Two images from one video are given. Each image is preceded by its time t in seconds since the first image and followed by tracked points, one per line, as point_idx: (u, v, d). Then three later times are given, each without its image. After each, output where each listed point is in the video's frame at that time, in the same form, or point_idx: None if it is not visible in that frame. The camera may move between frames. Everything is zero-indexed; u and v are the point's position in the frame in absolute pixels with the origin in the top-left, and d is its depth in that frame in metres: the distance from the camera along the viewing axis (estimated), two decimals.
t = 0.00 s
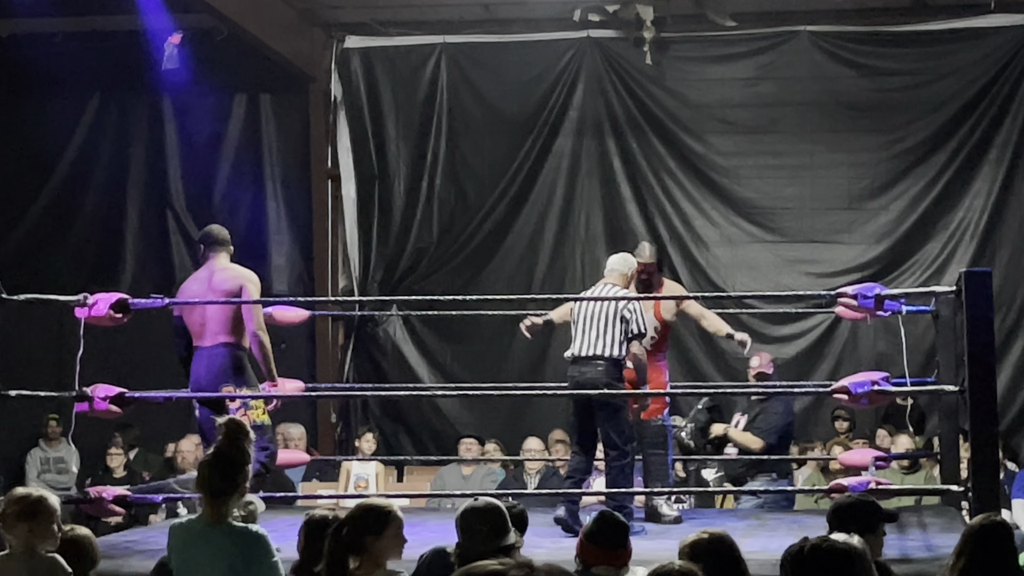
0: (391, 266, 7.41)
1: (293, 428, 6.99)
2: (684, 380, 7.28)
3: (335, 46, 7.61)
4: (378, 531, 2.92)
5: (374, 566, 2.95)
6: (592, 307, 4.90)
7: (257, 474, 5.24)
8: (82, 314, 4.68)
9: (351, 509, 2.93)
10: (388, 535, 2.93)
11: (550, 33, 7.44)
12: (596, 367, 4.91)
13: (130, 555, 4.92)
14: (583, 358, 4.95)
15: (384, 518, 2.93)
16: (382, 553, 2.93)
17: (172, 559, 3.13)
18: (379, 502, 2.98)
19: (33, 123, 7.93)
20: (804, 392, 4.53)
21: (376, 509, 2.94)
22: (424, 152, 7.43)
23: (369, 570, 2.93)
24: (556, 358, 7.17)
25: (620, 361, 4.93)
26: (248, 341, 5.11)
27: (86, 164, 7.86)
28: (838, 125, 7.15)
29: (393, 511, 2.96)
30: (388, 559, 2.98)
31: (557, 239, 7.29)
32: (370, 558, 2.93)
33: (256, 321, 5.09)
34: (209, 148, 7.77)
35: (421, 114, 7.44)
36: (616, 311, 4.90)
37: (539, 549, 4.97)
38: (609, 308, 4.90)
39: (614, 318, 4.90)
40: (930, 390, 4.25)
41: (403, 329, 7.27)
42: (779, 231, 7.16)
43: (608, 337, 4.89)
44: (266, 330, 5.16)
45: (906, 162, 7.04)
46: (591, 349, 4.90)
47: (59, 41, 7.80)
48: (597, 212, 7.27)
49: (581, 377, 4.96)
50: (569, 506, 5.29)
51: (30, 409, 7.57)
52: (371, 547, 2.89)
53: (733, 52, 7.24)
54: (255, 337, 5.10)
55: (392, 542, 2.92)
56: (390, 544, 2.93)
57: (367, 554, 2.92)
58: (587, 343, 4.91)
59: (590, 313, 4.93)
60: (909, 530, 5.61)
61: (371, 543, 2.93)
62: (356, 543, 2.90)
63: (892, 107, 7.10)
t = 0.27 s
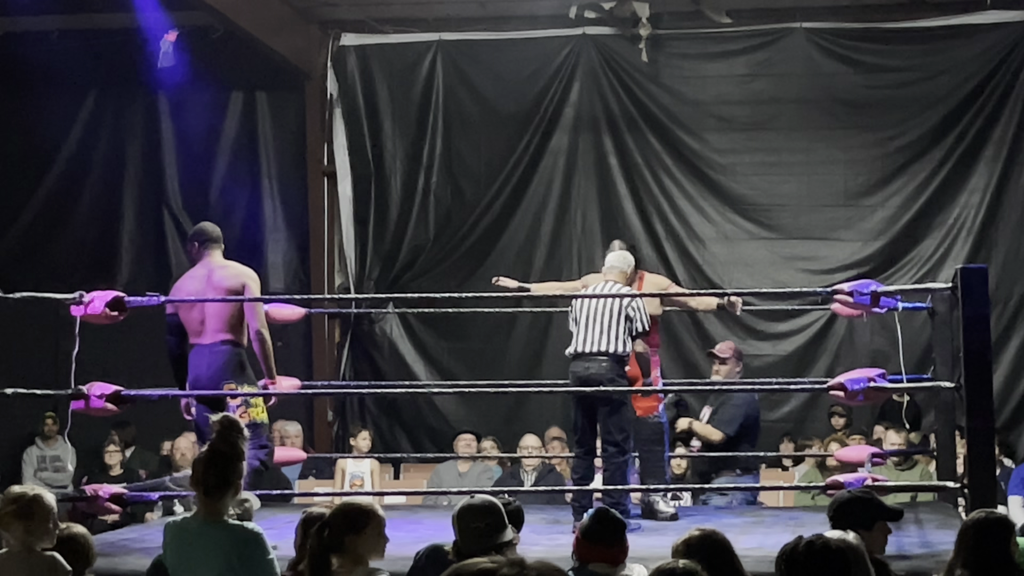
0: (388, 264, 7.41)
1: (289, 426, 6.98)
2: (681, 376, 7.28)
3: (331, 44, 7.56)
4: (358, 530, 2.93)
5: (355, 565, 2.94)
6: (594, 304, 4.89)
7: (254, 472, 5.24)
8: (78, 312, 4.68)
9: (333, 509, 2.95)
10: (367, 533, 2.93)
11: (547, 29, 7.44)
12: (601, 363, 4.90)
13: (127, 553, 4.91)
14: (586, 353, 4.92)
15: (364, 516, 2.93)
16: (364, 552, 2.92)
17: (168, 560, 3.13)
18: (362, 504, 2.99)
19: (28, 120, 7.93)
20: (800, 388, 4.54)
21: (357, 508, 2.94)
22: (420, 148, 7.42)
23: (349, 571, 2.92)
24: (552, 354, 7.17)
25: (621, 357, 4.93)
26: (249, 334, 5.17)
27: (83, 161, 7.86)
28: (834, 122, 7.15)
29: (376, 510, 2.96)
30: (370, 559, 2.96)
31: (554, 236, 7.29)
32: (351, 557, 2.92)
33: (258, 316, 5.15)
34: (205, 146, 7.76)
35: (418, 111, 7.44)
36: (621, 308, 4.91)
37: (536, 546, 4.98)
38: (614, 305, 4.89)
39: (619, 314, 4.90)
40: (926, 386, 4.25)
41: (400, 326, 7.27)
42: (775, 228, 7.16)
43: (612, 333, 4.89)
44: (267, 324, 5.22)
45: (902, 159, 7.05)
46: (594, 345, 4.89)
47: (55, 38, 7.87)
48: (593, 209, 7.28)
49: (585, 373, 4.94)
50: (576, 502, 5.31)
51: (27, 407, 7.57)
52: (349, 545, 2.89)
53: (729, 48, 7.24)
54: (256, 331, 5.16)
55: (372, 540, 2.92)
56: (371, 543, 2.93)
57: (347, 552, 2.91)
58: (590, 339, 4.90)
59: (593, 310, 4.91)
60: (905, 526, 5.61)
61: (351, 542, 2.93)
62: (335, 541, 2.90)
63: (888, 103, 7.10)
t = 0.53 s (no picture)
0: (388, 262, 7.41)
1: (289, 426, 6.98)
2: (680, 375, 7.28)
3: (330, 43, 7.58)
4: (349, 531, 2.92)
5: (350, 564, 2.94)
6: (594, 304, 4.92)
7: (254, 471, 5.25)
8: (78, 310, 4.68)
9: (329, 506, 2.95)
10: (357, 536, 2.91)
11: (547, 28, 7.44)
12: (600, 361, 4.89)
13: (126, 552, 4.91)
14: (584, 351, 4.94)
15: (354, 518, 2.91)
16: (354, 553, 2.91)
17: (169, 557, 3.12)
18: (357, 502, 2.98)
19: (28, 119, 7.93)
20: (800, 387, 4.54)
21: (348, 510, 2.93)
22: (420, 147, 7.42)
23: (343, 571, 2.94)
24: (552, 351, 7.18)
25: (621, 354, 4.92)
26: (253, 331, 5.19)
27: (83, 160, 7.86)
28: (834, 120, 7.15)
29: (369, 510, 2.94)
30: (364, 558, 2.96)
31: (554, 234, 7.29)
32: (344, 558, 2.93)
33: (262, 314, 5.18)
34: (204, 145, 7.76)
35: (417, 110, 7.44)
36: (622, 308, 4.94)
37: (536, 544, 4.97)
38: (610, 302, 4.92)
39: (620, 314, 4.93)
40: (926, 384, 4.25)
41: (400, 325, 7.26)
42: (775, 226, 7.16)
43: (613, 331, 4.90)
44: (271, 321, 5.24)
45: (902, 157, 7.05)
46: (592, 342, 4.91)
47: (55, 37, 7.91)
48: (593, 207, 7.27)
49: (584, 372, 4.94)
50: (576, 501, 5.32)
51: (26, 406, 7.57)
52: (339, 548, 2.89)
53: (728, 47, 7.24)
54: (260, 327, 5.18)
55: (361, 543, 2.90)
56: (358, 546, 2.90)
57: (340, 554, 2.92)
58: (590, 337, 4.91)
59: (587, 308, 4.95)
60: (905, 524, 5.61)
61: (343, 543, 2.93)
62: (326, 542, 2.91)
63: (888, 102, 7.10)
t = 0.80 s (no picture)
0: (391, 262, 7.41)
1: (293, 425, 6.98)
2: (683, 374, 7.29)
3: (333, 43, 7.58)
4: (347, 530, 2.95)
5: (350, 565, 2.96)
6: (609, 303, 4.94)
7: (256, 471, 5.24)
8: (81, 310, 4.68)
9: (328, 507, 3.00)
10: (354, 534, 2.94)
11: (550, 27, 7.44)
12: (613, 358, 4.89)
13: (130, 551, 4.91)
14: (594, 349, 4.94)
15: (352, 516, 2.94)
16: (350, 553, 2.93)
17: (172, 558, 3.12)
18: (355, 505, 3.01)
19: (32, 119, 7.93)
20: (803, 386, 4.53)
21: (346, 508, 2.96)
22: (423, 146, 7.43)
23: (343, 571, 2.95)
24: (556, 350, 7.18)
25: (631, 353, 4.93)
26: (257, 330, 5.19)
27: (86, 160, 7.86)
28: (837, 119, 7.15)
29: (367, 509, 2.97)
30: (364, 559, 2.97)
31: (557, 234, 7.29)
32: (343, 558, 2.95)
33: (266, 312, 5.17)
34: (207, 144, 7.77)
35: (420, 110, 7.44)
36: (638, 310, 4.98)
37: (540, 544, 4.98)
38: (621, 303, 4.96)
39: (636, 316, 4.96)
40: (929, 382, 4.24)
41: (403, 324, 7.27)
42: (777, 225, 7.16)
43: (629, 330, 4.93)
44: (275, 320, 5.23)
45: (905, 156, 7.05)
46: (603, 340, 4.92)
47: (57, 37, 7.86)
48: (596, 207, 7.28)
49: (594, 371, 4.93)
50: (579, 503, 5.34)
51: (30, 406, 7.57)
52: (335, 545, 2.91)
53: (731, 46, 7.25)
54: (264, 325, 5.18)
55: (357, 541, 2.93)
56: (353, 544, 2.93)
57: (339, 553, 2.95)
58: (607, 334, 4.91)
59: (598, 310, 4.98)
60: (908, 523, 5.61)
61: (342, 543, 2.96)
62: (324, 541, 2.94)
63: (890, 101, 7.10)
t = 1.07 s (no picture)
0: (395, 263, 7.41)
1: (298, 425, 6.98)
2: (688, 375, 7.28)
3: (338, 43, 7.54)
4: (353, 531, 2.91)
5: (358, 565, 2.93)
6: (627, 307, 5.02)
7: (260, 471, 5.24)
8: (86, 311, 4.68)
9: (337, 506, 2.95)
10: (361, 536, 2.90)
11: (554, 28, 7.43)
12: (638, 358, 4.94)
13: (135, 553, 4.90)
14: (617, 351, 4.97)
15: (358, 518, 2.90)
16: (356, 553, 2.90)
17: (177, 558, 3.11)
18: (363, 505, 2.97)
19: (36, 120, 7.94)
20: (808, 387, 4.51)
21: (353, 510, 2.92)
22: (428, 147, 7.42)
23: (350, 571, 2.92)
24: (560, 350, 7.18)
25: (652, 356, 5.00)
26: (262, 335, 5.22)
27: (90, 161, 7.85)
28: (842, 119, 7.14)
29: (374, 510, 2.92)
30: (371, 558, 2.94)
31: (561, 234, 7.29)
32: (349, 558, 2.92)
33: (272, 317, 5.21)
34: (212, 145, 7.77)
35: (425, 110, 7.44)
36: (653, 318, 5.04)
37: (546, 545, 4.98)
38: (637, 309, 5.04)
39: (652, 323, 5.02)
40: (935, 383, 4.23)
41: (408, 325, 7.27)
42: (782, 225, 7.15)
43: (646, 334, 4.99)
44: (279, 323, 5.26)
45: (910, 156, 7.04)
46: (625, 343, 4.96)
47: (62, 37, 7.95)
48: (600, 207, 7.27)
49: (618, 371, 4.94)
50: (584, 504, 5.34)
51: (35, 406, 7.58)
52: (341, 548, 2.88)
53: (735, 46, 7.24)
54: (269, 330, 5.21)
55: (364, 544, 2.89)
56: (359, 546, 2.89)
57: (345, 554, 2.92)
58: (626, 339, 4.96)
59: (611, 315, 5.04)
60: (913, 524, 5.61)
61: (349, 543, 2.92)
62: (330, 542, 2.91)
63: (895, 101, 7.09)
